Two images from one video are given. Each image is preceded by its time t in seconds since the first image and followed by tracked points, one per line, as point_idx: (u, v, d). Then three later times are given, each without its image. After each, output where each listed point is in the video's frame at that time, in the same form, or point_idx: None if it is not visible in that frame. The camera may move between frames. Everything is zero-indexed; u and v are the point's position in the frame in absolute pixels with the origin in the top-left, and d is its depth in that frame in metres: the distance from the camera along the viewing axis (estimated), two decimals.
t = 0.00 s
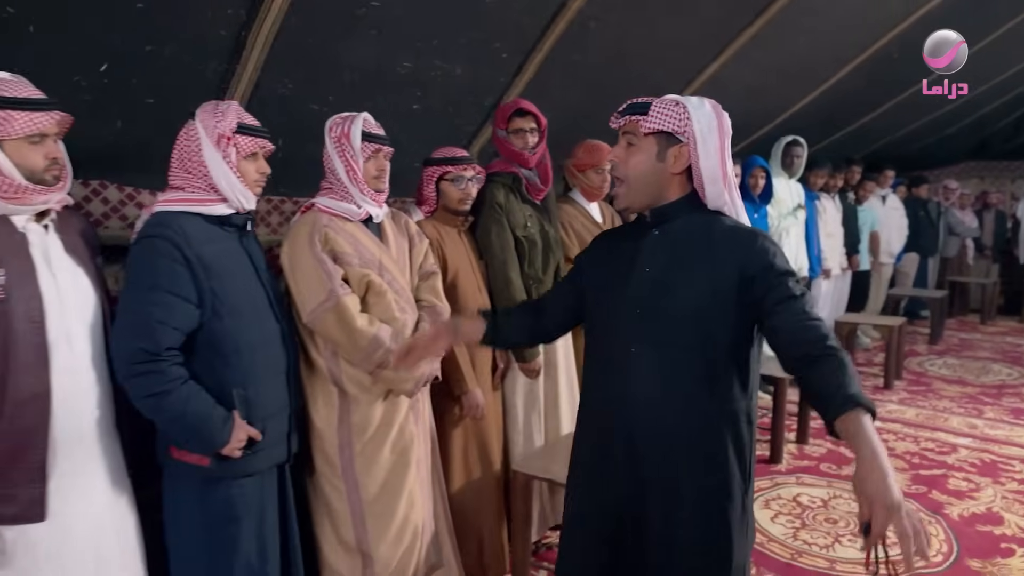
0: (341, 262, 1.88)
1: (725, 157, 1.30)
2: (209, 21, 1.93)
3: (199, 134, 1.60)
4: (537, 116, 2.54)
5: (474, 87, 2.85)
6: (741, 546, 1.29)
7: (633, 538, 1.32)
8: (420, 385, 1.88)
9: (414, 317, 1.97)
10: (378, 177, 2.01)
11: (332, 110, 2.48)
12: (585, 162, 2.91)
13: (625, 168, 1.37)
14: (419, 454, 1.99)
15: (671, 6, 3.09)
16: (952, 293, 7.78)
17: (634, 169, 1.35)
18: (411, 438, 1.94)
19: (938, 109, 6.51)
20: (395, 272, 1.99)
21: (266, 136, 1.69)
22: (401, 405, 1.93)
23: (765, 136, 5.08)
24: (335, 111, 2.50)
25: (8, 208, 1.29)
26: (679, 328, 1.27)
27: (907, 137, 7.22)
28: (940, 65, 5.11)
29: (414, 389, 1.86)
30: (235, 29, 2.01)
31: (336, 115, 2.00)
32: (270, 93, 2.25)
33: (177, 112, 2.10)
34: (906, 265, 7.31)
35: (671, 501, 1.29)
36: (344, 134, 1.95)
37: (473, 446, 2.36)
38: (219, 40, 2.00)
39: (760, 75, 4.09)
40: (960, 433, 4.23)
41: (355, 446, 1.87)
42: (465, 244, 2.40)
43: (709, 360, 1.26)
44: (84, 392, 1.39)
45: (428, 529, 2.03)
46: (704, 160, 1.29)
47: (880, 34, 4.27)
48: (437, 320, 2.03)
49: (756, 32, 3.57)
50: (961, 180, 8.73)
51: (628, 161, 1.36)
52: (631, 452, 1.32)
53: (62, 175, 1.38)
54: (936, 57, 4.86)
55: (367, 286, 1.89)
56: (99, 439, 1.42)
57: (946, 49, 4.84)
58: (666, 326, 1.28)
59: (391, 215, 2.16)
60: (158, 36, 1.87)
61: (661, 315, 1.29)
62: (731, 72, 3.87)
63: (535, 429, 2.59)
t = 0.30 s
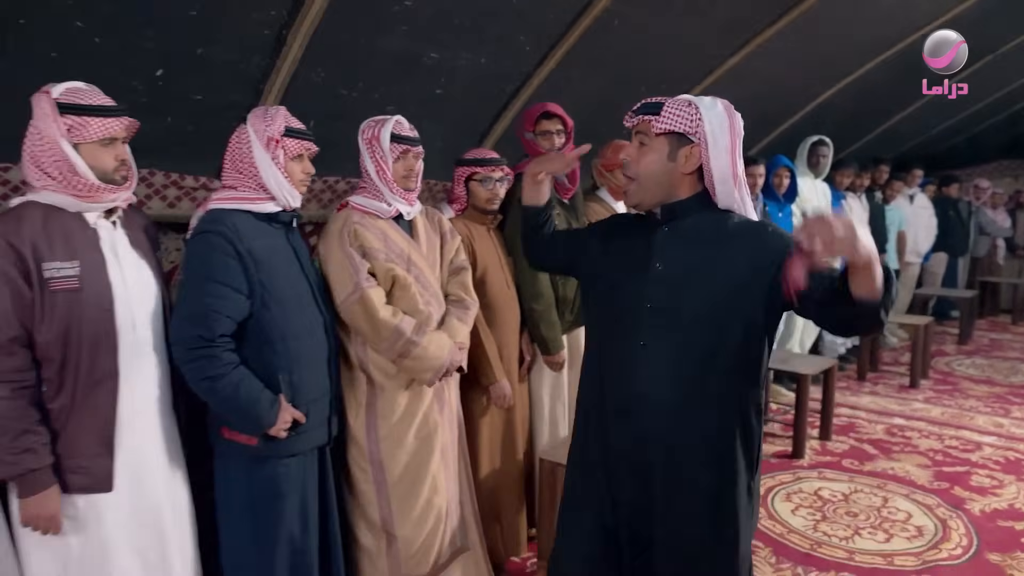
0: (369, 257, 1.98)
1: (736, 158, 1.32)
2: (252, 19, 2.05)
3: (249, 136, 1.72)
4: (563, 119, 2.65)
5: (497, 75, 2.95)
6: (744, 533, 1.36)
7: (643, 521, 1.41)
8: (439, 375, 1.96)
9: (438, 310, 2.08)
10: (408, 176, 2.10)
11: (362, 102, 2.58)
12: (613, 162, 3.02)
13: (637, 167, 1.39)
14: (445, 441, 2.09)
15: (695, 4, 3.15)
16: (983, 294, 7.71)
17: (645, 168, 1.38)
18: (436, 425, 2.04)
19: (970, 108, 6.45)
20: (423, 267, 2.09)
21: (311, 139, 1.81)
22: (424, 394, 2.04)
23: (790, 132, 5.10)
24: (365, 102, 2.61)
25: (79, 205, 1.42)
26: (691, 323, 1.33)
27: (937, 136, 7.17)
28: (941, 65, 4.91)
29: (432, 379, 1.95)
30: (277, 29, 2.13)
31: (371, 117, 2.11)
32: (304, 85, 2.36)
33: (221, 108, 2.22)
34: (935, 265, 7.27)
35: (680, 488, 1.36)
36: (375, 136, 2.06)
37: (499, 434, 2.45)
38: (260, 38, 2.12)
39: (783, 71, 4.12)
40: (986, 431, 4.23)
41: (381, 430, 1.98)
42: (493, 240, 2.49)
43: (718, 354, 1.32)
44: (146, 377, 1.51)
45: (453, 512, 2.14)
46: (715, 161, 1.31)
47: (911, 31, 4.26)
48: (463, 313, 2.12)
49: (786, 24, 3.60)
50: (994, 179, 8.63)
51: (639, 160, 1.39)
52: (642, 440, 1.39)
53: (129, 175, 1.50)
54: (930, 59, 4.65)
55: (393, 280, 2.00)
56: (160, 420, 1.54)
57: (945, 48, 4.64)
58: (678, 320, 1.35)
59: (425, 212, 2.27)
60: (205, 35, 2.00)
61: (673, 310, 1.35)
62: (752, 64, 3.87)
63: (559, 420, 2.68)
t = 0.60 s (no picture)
0: (403, 250, 2.12)
1: (709, 157, 1.38)
2: (304, 34, 2.20)
3: (302, 139, 1.87)
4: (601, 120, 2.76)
5: (533, 84, 3.07)
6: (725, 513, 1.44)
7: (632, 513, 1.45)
8: (465, 360, 2.07)
9: (470, 300, 2.21)
10: (442, 174, 2.22)
11: (405, 110, 2.73)
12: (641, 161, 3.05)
13: (617, 167, 1.46)
14: (474, 425, 2.21)
15: (721, 6, 3.24)
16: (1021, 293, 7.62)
17: (624, 168, 1.45)
18: (464, 410, 2.17)
19: (1005, 105, 6.41)
20: (457, 260, 2.22)
21: (357, 142, 1.96)
22: (455, 379, 2.16)
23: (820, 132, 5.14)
24: (409, 111, 2.76)
25: (152, 203, 1.58)
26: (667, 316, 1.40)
27: (972, 134, 7.11)
28: (951, 57, 4.63)
29: (457, 365, 2.06)
30: (327, 43, 2.30)
31: (409, 120, 2.25)
32: (352, 94, 2.52)
33: (272, 113, 2.38)
34: (970, 264, 7.21)
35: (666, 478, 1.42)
36: (411, 138, 2.21)
37: (528, 420, 2.58)
38: (310, 50, 2.27)
39: (810, 70, 4.17)
40: (1016, 428, 4.24)
41: (413, 412, 2.13)
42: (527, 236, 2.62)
43: (694, 346, 1.39)
44: (210, 358, 1.66)
45: (484, 493, 2.27)
46: (691, 160, 1.37)
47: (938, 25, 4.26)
48: (494, 305, 2.25)
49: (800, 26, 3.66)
50: None
51: (619, 160, 1.46)
52: (627, 431, 1.44)
53: (195, 176, 1.66)
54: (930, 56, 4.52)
55: (424, 272, 2.14)
56: (221, 398, 1.69)
57: (948, 45, 4.43)
58: (654, 315, 1.41)
59: (464, 208, 2.41)
60: (261, 47, 2.15)
61: (648, 305, 1.41)
62: (778, 62, 3.92)
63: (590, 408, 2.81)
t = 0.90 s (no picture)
0: (441, 247, 2.23)
1: (674, 151, 1.24)
2: (349, 40, 2.32)
3: (349, 143, 2.00)
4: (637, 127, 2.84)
5: (565, 84, 3.16)
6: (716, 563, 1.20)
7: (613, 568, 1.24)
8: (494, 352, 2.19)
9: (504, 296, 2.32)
10: (479, 175, 2.32)
11: (442, 112, 2.84)
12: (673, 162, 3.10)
13: (580, 167, 1.31)
14: (505, 416, 2.31)
15: (749, 6, 3.30)
16: None
17: (588, 168, 1.30)
18: (495, 400, 2.27)
19: None
20: (493, 257, 2.31)
21: (402, 146, 2.07)
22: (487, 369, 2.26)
23: (852, 132, 5.14)
24: (446, 113, 2.86)
25: (213, 202, 1.71)
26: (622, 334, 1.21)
27: (1009, 134, 7.03)
28: (952, 58, 4.62)
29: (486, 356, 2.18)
30: (369, 51, 2.41)
31: (451, 123, 2.39)
32: (392, 97, 2.63)
33: (316, 117, 2.50)
34: (1006, 265, 7.13)
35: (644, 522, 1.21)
36: (451, 140, 2.34)
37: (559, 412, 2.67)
38: (352, 57, 2.39)
39: (840, 67, 4.19)
40: None
41: (447, 402, 2.24)
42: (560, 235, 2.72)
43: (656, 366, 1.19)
44: (264, 348, 1.78)
45: (514, 483, 2.36)
46: (656, 156, 1.23)
47: (959, 22, 4.28)
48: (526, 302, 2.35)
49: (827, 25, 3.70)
50: None
51: (583, 161, 1.30)
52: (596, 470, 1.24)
53: (251, 176, 1.78)
54: (930, 59, 4.51)
55: (459, 268, 2.23)
56: (274, 385, 1.81)
57: (947, 46, 4.47)
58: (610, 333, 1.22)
59: (503, 208, 2.51)
60: (305, 55, 2.28)
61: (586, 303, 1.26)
62: (807, 59, 3.95)
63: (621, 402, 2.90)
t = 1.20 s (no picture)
0: (483, 244, 2.34)
1: (606, 151, 1.36)
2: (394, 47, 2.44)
3: (395, 147, 2.14)
4: (674, 131, 2.89)
5: (599, 85, 3.25)
6: (687, 505, 1.39)
7: (603, 520, 1.42)
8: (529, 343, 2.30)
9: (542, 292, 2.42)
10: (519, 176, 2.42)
11: (481, 116, 2.95)
12: (705, 163, 3.17)
13: (523, 177, 1.42)
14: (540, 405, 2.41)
15: (779, 8, 3.35)
16: None
17: (531, 178, 1.41)
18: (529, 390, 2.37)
19: None
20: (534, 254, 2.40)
21: (446, 148, 2.19)
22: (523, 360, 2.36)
23: (885, 133, 5.14)
24: (484, 117, 2.97)
25: (275, 202, 1.84)
26: (589, 324, 1.38)
27: None
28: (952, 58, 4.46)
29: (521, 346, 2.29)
30: (415, 62, 2.54)
31: (495, 128, 2.51)
32: (434, 102, 2.75)
33: (363, 124, 2.64)
34: None
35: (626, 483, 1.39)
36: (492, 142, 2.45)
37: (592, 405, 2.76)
38: (399, 67, 2.52)
39: (871, 68, 4.22)
40: None
41: (484, 391, 2.35)
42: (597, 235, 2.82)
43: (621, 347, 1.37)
44: (319, 338, 1.90)
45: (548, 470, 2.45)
46: (592, 160, 1.36)
47: (993, 19, 4.27)
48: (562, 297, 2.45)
49: (857, 24, 3.73)
50: None
51: (525, 171, 1.42)
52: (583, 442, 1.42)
53: (308, 179, 1.92)
54: (929, 60, 4.36)
55: (498, 263, 2.33)
56: (328, 372, 1.93)
57: (949, 45, 4.32)
58: (579, 325, 1.38)
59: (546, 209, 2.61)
60: (353, 61, 2.40)
61: (559, 310, 1.41)
62: (839, 58, 3.98)
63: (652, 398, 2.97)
